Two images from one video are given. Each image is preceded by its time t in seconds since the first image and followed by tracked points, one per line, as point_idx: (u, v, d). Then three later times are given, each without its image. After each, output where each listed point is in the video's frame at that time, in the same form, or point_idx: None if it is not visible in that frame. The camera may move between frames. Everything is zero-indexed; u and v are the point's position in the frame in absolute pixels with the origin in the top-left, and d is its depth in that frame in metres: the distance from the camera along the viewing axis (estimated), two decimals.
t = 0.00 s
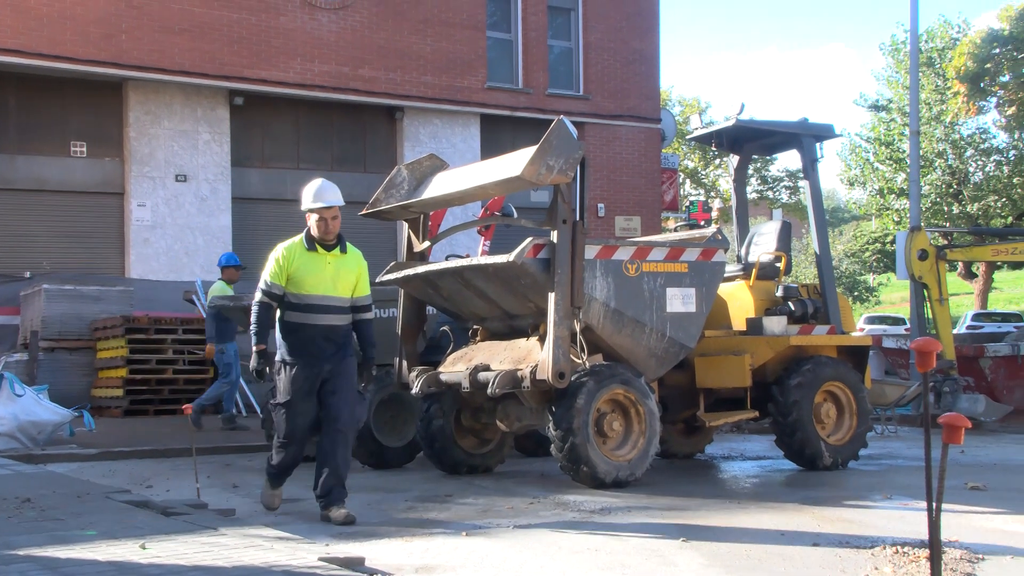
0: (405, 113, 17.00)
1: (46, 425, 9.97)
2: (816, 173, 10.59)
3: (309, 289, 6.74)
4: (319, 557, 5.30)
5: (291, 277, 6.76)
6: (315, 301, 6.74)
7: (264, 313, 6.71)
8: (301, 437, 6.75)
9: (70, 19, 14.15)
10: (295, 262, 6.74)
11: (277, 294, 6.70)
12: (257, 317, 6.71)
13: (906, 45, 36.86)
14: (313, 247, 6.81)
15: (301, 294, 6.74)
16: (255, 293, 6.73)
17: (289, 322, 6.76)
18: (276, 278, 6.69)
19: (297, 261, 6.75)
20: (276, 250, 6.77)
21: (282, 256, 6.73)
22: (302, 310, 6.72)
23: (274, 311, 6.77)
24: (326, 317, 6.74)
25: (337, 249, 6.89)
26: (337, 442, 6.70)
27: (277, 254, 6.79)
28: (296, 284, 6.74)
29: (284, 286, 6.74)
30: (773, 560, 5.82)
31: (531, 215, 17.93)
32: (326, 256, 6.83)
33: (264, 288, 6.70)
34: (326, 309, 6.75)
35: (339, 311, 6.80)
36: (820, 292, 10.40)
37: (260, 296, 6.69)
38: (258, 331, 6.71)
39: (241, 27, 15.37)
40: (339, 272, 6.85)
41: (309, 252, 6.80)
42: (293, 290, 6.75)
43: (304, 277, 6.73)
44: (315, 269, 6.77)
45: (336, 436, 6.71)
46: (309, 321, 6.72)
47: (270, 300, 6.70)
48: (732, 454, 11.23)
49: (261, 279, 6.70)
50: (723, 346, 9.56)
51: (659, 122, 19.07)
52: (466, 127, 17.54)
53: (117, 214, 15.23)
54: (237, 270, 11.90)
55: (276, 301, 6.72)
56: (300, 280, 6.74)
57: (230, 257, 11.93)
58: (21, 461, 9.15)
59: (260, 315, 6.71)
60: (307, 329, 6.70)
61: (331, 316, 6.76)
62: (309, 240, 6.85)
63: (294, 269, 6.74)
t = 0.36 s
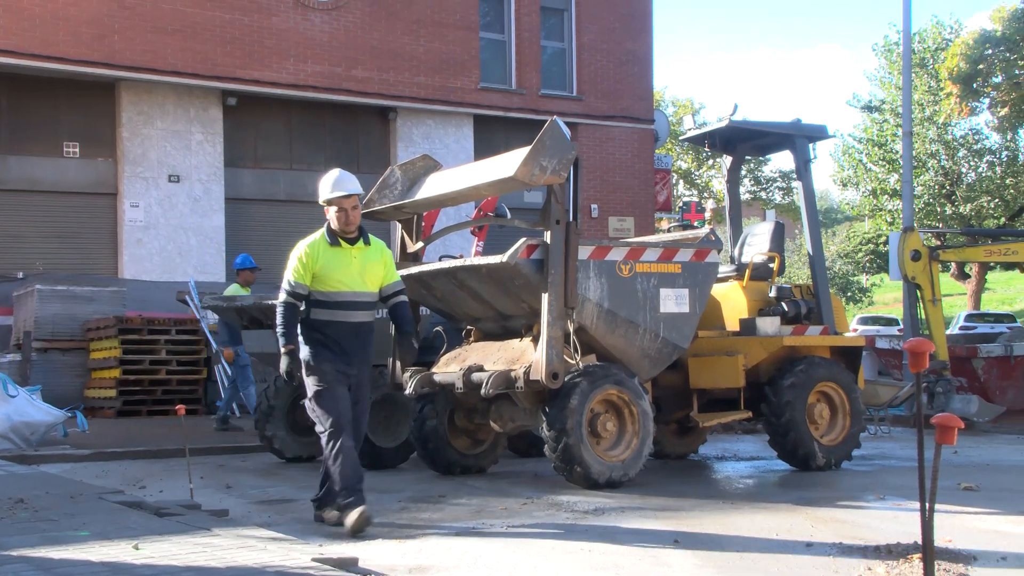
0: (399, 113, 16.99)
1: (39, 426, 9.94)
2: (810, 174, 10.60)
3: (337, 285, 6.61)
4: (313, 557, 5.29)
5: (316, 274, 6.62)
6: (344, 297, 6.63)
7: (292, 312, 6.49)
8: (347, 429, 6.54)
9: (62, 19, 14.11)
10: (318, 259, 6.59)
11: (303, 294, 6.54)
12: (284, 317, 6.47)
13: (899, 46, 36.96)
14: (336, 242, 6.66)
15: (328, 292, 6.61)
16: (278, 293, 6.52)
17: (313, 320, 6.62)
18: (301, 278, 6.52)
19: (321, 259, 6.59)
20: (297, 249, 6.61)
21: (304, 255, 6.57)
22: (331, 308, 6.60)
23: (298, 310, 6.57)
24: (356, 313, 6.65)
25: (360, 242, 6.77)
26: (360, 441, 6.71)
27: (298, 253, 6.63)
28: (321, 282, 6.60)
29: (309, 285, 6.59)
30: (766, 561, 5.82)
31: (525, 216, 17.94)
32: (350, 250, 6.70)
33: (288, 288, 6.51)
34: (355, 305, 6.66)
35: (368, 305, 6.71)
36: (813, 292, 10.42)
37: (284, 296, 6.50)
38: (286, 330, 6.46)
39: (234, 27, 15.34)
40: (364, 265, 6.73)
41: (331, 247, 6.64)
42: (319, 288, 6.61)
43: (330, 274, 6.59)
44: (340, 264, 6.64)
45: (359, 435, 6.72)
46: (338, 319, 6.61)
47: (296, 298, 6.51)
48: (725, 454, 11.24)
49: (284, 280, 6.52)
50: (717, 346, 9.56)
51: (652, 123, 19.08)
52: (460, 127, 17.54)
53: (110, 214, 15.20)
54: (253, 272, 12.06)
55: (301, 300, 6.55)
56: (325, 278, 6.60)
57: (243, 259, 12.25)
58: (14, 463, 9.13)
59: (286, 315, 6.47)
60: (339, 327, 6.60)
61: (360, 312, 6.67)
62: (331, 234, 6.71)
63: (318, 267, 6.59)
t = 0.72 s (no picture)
0: (394, 115, 16.98)
1: (33, 427, 9.92)
2: (804, 176, 10.61)
3: (369, 281, 6.08)
4: (307, 560, 5.28)
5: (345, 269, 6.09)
6: (376, 293, 6.11)
7: (320, 310, 6.01)
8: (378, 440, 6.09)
9: (56, 20, 14.08)
10: (348, 252, 6.06)
11: (332, 291, 6.02)
12: (310, 316, 5.98)
13: (893, 49, 37.01)
14: (365, 234, 6.13)
15: (359, 288, 6.07)
16: (304, 291, 6.01)
17: (344, 317, 6.09)
18: (329, 274, 5.99)
19: (351, 252, 6.07)
20: (324, 242, 6.07)
21: (332, 248, 6.03)
22: (363, 305, 6.08)
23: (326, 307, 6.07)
24: (389, 308, 6.14)
25: (389, 232, 6.25)
26: (399, 446, 6.27)
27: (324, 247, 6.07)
28: (351, 277, 6.07)
29: (338, 281, 6.06)
30: (759, 562, 5.83)
31: (520, 218, 17.95)
32: (380, 241, 6.18)
33: (316, 285, 5.99)
34: (389, 300, 6.14)
35: (402, 300, 6.20)
36: (807, 294, 10.44)
37: (311, 293, 5.99)
38: (314, 331, 5.99)
39: (229, 28, 15.32)
40: (395, 257, 6.22)
41: (361, 239, 6.12)
42: (349, 284, 6.08)
43: (361, 268, 6.06)
44: (371, 257, 6.11)
45: (397, 440, 6.28)
46: (372, 315, 6.09)
47: (324, 295, 6.00)
48: (720, 456, 11.25)
49: (311, 276, 5.99)
50: (712, 348, 9.57)
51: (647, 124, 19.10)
52: (455, 129, 17.53)
53: (104, 215, 15.17)
54: (270, 274, 11.96)
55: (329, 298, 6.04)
56: (357, 273, 6.07)
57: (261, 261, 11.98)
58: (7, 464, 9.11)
59: (314, 313, 5.99)
60: (372, 326, 6.08)
61: (394, 309, 6.17)
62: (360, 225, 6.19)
63: (348, 261, 6.06)
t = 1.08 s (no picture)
0: (386, 114, 16.97)
1: (23, 428, 9.89)
2: (794, 174, 10.63)
3: (414, 279, 5.90)
4: (299, 560, 5.27)
5: (393, 264, 5.87)
6: (420, 293, 5.92)
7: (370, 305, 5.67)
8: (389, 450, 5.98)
9: (47, 19, 14.04)
10: (398, 247, 5.85)
11: (378, 285, 5.77)
12: (360, 310, 5.64)
13: (883, 48, 37.12)
14: (416, 231, 5.95)
15: (403, 285, 5.87)
16: (348, 282, 5.70)
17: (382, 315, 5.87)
18: (379, 267, 5.76)
19: (401, 247, 5.86)
20: (375, 232, 5.83)
21: (384, 241, 5.81)
22: (404, 305, 5.87)
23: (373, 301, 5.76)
24: (430, 311, 5.94)
25: (435, 233, 6.09)
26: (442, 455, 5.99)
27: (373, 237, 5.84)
28: (398, 273, 5.87)
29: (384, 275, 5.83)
30: (751, 560, 5.84)
31: (512, 217, 17.95)
32: (429, 240, 6.01)
33: (364, 276, 5.71)
34: (432, 302, 5.96)
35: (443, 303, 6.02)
36: (798, 292, 10.47)
37: (357, 284, 5.69)
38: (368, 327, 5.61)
39: (220, 27, 15.29)
40: (441, 259, 6.05)
41: (412, 235, 5.94)
42: (394, 280, 5.88)
43: (409, 266, 5.88)
44: (420, 256, 5.94)
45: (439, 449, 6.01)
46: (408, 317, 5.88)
47: (370, 289, 5.72)
48: (712, 455, 11.27)
49: (360, 268, 5.72)
50: (704, 347, 9.58)
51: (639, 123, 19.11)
52: (447, 128, 17.52)
53: (95, 215, 15.13)
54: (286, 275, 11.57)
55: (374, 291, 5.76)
56: (403, 270, 5.88)
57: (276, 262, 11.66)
58: None
59: (364, 305, 5.63)
60: (408, 328, 5.86)
61: (434, 312, 5.97)
62: (409, 220, 6.00)
63: (397, 256, 5.85)
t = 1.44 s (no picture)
0: (377, 114, 16.95)
1: (10, 428, 9.85)
2: (784, 177, 10.65)
3: (471, 258, 5.67)
4: (286, 560, 5.26)
5: (446, 244, 5.66)
6: (476, 272, 5.67)
7: (416, 287, 5.49)
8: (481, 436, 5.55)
9: (36, 17, 13.98)
10: (452, 226, 5.63)
11: (428, 266, 5.56)
12: (406, 289, 5.44)
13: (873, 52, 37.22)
14: (470, 209, 5.71)
15: (459, 265, 5.65)
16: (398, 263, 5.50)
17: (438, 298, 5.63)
18: (429, 247, 5.54)
19: (455, 227, 5.64)
20: (426, 211, 5.61)
21: (436, 220, 5.59)
22: (462, 285, 5.64)
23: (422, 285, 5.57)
24: (489, 292, 5.69)
25: (492, 211, 5.85)
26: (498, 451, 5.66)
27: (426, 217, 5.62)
28: (452, 253, 5.65)
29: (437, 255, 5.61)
30: (738, 562, 5.82)
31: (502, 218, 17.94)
32: (485, 218, 5.76)
33: (412, 256, 5.51)
34: (492, 280, 5.71)
35: (501, 284, 5.77)
36: (787, 295, 10.48)
37: (407, 266, 5.50)
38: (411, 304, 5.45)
39: (210, 26, 15.26)
40: (497, 237, 5.81)
41: (467, 213, 5.70)
42: (448, 259, 5.65)
43: (465, 245, 5.65)
44: (476, 234, 5.70)
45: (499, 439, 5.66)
46: (472, 298, 5.64)
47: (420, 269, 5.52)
48: (701, 456, 11.28)
49: (410, 248, 5.52)
50: (693, 349, 9.59)
51: (630, 125, 19.12)
52: (438, 129, 17.51)
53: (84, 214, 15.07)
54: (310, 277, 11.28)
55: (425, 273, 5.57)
56: (459, 249, 5.66)
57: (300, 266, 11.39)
58: None
59: (409, 285, 5.45)
60: (472, 309, 5.62)
61: (495, 292, 5.72)
62: (465, 199, 5.76)
63: (451, 235, 5.63)
